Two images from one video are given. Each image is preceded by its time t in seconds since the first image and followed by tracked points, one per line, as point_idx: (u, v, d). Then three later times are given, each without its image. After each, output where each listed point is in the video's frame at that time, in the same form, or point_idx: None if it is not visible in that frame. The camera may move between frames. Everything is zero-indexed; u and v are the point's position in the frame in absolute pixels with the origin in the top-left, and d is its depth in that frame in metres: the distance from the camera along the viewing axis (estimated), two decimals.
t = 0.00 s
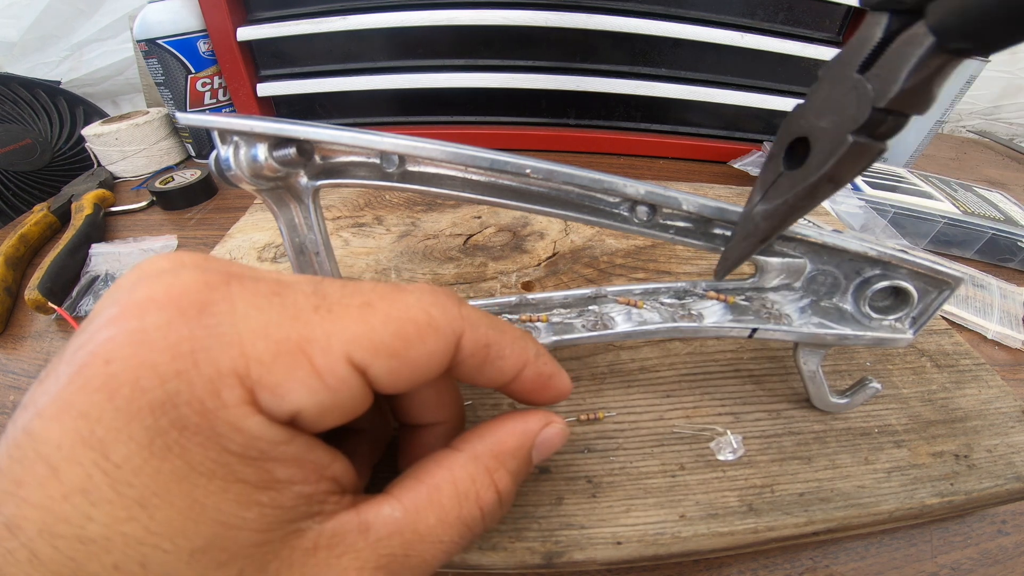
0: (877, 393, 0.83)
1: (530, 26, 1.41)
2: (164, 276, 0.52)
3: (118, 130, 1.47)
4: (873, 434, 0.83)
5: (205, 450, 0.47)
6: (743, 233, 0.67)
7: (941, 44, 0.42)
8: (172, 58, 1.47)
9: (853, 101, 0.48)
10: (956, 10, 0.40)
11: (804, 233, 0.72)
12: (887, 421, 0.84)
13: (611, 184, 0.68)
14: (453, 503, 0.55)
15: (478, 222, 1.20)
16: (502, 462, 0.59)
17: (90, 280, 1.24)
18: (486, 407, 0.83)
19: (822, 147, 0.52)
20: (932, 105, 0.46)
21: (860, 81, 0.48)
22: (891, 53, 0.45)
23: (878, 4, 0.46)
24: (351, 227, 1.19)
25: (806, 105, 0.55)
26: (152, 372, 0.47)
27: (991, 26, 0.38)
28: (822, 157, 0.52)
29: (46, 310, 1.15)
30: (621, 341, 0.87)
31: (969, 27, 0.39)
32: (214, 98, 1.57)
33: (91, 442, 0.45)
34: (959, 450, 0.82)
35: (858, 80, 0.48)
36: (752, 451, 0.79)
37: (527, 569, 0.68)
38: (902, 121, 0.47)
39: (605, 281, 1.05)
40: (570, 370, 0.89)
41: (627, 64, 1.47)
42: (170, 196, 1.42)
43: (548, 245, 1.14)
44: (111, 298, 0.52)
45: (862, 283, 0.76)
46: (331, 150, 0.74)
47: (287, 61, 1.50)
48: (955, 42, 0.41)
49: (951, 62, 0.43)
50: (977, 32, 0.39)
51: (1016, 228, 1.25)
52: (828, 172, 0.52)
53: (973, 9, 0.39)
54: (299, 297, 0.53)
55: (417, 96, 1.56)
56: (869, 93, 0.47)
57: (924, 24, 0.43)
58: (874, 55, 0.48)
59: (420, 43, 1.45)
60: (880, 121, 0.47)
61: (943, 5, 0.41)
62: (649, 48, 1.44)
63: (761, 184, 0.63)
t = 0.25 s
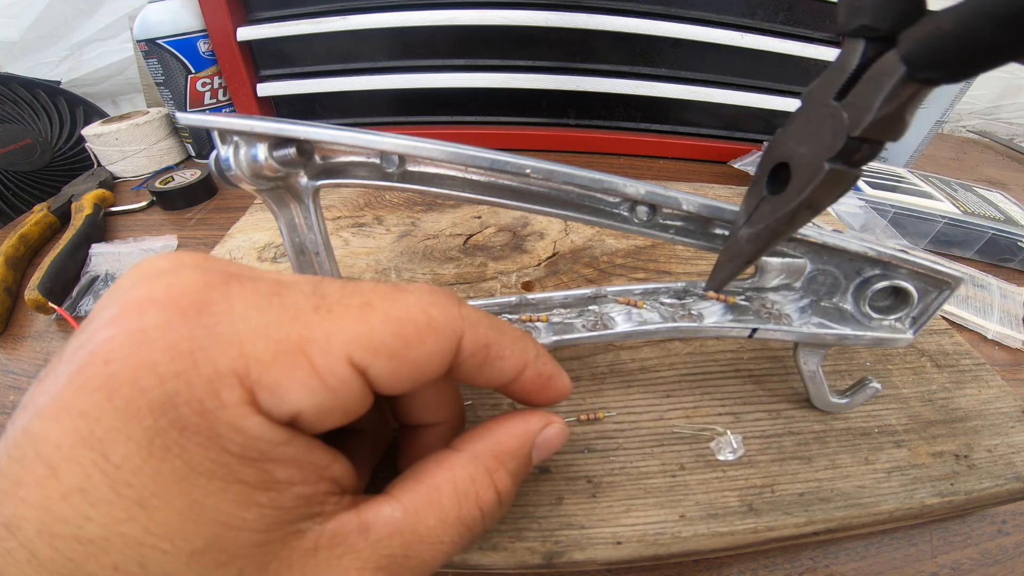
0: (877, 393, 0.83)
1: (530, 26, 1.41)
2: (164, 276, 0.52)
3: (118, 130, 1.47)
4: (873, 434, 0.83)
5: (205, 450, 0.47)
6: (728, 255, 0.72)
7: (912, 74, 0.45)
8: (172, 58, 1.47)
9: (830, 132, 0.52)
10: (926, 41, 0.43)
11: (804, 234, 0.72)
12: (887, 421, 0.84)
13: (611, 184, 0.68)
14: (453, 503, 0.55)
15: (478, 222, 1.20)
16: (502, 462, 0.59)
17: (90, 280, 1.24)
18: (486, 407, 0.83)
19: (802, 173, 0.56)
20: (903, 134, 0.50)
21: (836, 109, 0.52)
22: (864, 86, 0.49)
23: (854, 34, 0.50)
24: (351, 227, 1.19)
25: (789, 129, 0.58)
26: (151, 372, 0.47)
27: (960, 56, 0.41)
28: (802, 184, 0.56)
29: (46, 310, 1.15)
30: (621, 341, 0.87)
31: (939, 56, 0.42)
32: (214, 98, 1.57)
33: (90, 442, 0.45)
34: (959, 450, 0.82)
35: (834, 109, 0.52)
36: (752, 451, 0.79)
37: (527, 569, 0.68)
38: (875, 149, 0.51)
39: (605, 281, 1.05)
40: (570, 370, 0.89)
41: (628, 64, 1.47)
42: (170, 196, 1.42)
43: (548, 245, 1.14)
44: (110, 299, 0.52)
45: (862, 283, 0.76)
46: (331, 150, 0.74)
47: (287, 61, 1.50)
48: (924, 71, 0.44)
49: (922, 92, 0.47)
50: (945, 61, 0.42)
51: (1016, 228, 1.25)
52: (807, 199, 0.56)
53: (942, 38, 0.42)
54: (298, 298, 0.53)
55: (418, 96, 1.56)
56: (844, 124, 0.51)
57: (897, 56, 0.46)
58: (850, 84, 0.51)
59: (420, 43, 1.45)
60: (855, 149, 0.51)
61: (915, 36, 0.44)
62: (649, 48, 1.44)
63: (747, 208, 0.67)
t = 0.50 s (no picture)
0: (877, 392, 0.83)
1: (530, 26, 1.41)
2: (162, 275, 0.52)
3: (118, 130, 1.47)
4: (873, 434, 0.83)
5: (199, 450, 0.47)
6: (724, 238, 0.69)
7: (917, 51, 0.44)
8: (172, 58, 1.47)
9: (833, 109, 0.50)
10: (936, 15, 0.41)
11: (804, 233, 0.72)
12: (887, 421, 0.84)
13: (611, 184, 0.68)
14: (452, 502, 0.55)
15: (477, 222, 1.20)
16: (501, 461, 0.59)
17: (90, 280, 1.24)
18: (486, 407, 0.83)
19: (803, 152, 0.53)
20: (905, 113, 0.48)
21: (838, 87, 0.50)
22: (869, 63, 0.47)
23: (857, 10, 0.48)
24: (351, 227, 1.19)
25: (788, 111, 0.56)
26: (146, 371, 0.47)
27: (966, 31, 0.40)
28: (801, 163, 0.53)
29: (46, 310, 1.15)
30: (621, 341, 0.87)
31: (943, 34, 0.41)
32: (215, 98, 1.57)
33: (84, 442, 0.45)
34: (959, 450, 0.82)
35: (836, 89, 0.50)
36: (752, 451, 0.79)
37: (527, 569, 0.68)
38: (876, 129, 0.50)
39: (605, 281, 1.05)
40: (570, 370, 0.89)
41: (627, 64, 1.47)
42: (170, 196, 1.42)
43: (548, 245, 1.14)
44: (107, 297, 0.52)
45: (862, 283, 0.76)
46: (332, 150, 0.74)
47: (287, 61, 1.50)
48: (929, 48, 0.43)
49: (925, 71, 0.45)
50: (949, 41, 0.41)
51: (1016, 228, 1.25)
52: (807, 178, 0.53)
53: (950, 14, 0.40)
54: (295, 297, 0.53)
55: (417, 96, 1.56)
56: (847, 100, 0.49)
57: (902, 33, 0.44)
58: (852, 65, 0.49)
59: (420, 43, 1.45)
60: (856, 127, 0.50)
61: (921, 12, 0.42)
62: (649, 48, 1.44)
63: (743, 189, 0.64)
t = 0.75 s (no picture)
0: (877, 392, 0.83)
1: (530, 26, 1.41)
2: (119, 274, 0.52)
3: (118, 130, 1.47)
4: (873, 434, 0.83)
5: (157, 457, 0.47)
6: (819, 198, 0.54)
7: None
8: (172, 58, 1.47)
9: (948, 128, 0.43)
10: None
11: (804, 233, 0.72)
12: (887, 420, 0.84)
13: (611, 184, 0.68)
14: (442, 504, 0.55)
15: (478, 222, 1.20)
16: (493, 457, 0.59)
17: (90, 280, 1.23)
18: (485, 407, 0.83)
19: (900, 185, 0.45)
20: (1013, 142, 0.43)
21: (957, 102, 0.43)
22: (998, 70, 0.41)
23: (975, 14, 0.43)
24: (352, 227, 1.19)
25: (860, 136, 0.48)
26: (93, 376, 0.47)
27: None
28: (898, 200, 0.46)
29: (46, 311, 1.15)
30: (621, 341, 0.87)
31: None
32: (214, 98, 1.57)
33: (36, 448, 0.46)
34: (959, 449, 0.82)
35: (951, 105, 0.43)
36: (752, 451, 0.79)
37: (527, 569, 0.68)
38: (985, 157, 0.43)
39: (606, 281, 1.05)
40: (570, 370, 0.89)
41: (627, 64, 1.47)
42: (170, 196, 1.42)
43: (548, 245, 1.14)
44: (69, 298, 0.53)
45: (862, 282, 0.76)
46: (332, 150, 0.74)
47: (288, 61, 1.50)
48: None
49: None
50: None
51: (1016, 228, 1.25)
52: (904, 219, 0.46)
53: None
54: (261, 290, 0.53)
55: (418, 97, 1.56)
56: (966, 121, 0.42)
57: None
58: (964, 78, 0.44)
59: (420, 43, 1.45)
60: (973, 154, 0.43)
61: None
62: (649, 48, 1.44)
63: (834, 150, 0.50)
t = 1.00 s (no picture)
0: (877, 392, 0.83)
1: (530, 26, 1.41)
2: (181, 329, 0.47)
3: (118, 130, 1.47)
4: (873, 434, 0.83)
5: (188, 522, 0.45)
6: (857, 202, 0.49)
7: None
8: (171, 58, 1.47)
9: (970, 176, 0.42)
10: None
11: (803, 233, 0.73)
12: (887, 421, 0.84)
13: (611, 184, 0.68)
14: (428, 525, 0.56)
15: (478, 222, 1.20)
16: (474, 484, 0.60)
17: (90, 280, 1.23)
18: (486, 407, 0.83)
19: (912, 232, 0.45)
20: None
21: (983, 147, 0.43)
22: None
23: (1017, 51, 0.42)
24: (352, 227, 1.19)
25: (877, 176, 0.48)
26: (136, 444, 0.43)
27: None
28: (912, 249, 0.45)
29: (46, 310, 1.15)
30: (621, 341, 0.87)
31: None
32: (214, 98, 1.57)
33: (67, 498, 0.43)
34: (959, 449, 0.82)
35: (975, 148, 0.43)
36: (752, 451, 0.79)
37: (527, 569, 0.67)
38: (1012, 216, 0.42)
39: (606, 281, 1.05)
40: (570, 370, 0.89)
41: (627, 64, 1.47)
42: (170, 196, 1.42)
43: (548, 245, 1.14)
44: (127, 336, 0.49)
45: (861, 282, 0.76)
46: (332, 150, 0.74)
47: (288, 61, 1.51)
48: None
49: None
50: None
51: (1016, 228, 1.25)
52: (918, 272, 0.44)
53: None
54: (322, 377, 0.46)
55: (418, 97, 1.56)
56: (994, 168, 0.42)
57: None
58: (995, 119, 0.43)
59: (420, 43, 1.45)
60: (997, 211, 0.42)
61: None
62: (649, 48, 1.44)
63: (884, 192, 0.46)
